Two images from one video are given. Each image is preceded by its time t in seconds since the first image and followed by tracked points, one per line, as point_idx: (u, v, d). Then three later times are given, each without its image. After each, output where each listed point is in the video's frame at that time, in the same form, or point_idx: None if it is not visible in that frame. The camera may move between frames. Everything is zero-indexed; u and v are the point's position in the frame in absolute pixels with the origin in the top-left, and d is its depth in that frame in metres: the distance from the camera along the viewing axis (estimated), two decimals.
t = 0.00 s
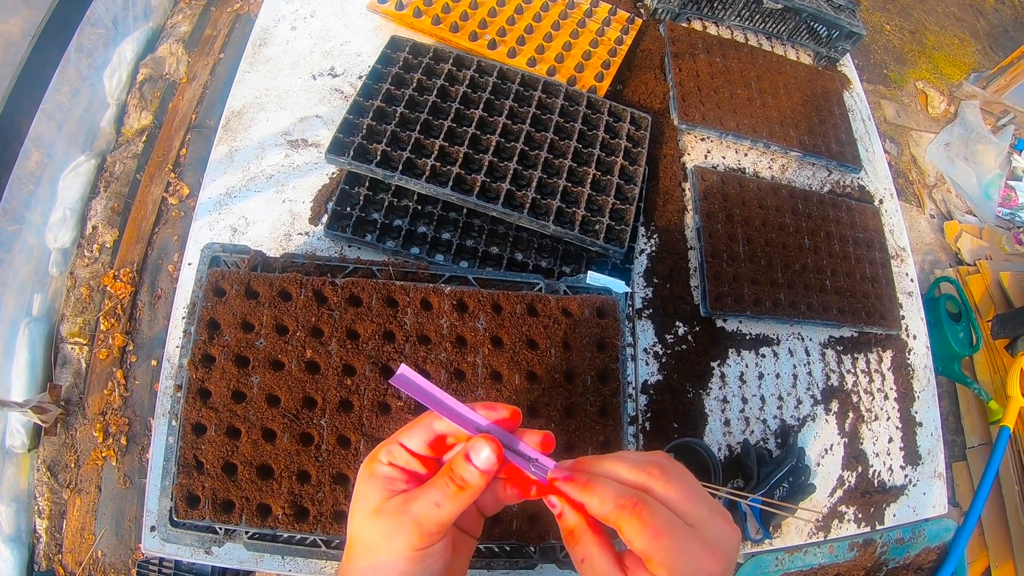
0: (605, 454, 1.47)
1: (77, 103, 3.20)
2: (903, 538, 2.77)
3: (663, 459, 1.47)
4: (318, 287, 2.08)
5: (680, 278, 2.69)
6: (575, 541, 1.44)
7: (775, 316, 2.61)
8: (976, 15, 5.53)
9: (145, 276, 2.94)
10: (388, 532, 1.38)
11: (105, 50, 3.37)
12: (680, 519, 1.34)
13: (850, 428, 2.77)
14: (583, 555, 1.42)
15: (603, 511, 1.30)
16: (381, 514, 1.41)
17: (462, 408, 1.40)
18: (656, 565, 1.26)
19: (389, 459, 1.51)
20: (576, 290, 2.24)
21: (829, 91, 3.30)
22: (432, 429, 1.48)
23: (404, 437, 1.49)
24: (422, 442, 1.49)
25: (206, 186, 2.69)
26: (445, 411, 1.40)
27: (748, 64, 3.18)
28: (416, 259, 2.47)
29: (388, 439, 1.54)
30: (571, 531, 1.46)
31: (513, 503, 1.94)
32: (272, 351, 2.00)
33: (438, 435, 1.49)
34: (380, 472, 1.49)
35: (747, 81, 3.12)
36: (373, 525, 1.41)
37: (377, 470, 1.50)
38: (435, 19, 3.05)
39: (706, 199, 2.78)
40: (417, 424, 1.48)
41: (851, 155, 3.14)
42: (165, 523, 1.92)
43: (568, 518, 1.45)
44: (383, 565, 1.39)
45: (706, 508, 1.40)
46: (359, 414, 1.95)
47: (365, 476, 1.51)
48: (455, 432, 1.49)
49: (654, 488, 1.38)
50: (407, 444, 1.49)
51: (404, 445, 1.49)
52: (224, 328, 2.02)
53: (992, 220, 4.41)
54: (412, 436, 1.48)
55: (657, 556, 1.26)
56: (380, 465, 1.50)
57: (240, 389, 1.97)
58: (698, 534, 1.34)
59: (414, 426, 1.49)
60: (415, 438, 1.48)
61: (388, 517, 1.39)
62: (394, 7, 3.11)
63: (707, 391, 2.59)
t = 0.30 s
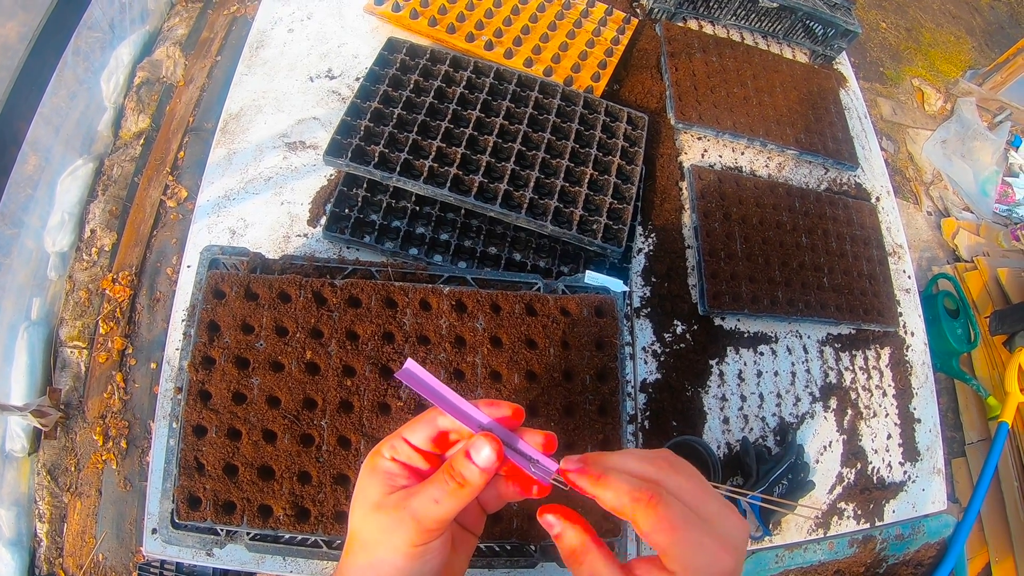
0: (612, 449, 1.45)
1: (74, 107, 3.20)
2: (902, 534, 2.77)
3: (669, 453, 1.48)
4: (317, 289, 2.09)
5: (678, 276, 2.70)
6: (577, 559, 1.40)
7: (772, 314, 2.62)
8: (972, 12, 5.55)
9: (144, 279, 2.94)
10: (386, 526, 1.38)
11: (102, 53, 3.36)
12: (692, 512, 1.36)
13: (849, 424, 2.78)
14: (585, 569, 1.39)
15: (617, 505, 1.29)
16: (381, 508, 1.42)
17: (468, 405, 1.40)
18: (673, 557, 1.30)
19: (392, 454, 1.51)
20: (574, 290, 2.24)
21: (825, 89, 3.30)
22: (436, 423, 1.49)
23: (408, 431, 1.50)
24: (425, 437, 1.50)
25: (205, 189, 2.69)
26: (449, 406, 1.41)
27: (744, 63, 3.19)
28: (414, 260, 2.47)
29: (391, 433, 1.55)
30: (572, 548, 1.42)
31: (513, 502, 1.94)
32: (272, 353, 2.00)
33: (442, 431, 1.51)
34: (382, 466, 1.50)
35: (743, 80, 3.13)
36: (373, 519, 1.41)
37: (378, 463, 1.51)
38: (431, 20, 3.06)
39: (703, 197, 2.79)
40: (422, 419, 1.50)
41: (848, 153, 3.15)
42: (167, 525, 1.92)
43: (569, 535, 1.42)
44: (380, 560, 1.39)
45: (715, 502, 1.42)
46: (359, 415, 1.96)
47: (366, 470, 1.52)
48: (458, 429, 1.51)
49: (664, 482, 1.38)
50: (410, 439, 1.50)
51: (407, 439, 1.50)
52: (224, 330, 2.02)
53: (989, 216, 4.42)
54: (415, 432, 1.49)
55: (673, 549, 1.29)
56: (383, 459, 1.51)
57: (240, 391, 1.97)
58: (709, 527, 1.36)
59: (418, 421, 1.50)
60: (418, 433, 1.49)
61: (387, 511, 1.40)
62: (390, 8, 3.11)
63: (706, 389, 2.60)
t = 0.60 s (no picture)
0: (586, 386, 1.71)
1: (70, 111, 3.20)
2: (900, 530, 2.80)
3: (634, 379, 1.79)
4: (312, 290, 2.09)
5: (673, 275, 2.70)
6: (617, 468, 1.33)
7: (768, 312, 2.62)
8: (966, 9, 5.56)
9: (141, 282, 2.95)
10: (378, 537, 1.39)
11: (97, 57, 3.36)
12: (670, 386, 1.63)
13: (846, 422, 2.78)
14: (624, 478, 1.34)
15: (609, 386, 1.57)
16: (378, 516, 1.43)
17: (485, 438, 1.38)
18: (668, 415, 1.52)
19: (400, 465, 1.51)
20: (568, 289, 2.25)
21: (819, 86, 3.31)
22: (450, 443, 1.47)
23: (420, 446, 1.48)
24: (438, 456, 1.48)
25: (200, 192, 2.70)
26: (466, 434, 1.38)
27: (737, 62, 3.20)
28: (409, 261, 2.47)
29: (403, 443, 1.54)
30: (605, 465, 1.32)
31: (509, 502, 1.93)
32: (267, 354, 2.00)
33: (454, 453, 1.49)
34: (389, 474, 1.50)
35: (737, 78, 3.13)
36: (368, 525, 1.43)
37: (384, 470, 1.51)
38: (424, 22, 3.06)
39: (698, 196, 2.79)
40: (437, 438, 1.47)
41: (842, 150, 3.15)
42: (164, 527, 1.93)
43: (601, 446, 1.29)
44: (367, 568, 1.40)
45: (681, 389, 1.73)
46: (354, 415, 1.96)
47: (373, 475, 1.52)
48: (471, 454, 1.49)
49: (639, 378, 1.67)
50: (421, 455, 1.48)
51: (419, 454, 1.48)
52: (219, 333, 2.02)
53: (986, 212, 4.43)
54: (428, 449, 1.47)
55: (668, 408, 1.53)
56: (391, 467, 1.51)
57: (236, 393, 1.98)
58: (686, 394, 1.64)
59: (434, 438, 1.47)
60: (429, 449, 1.48)
61: (383, 522, 1.41)
62: (384, 10, 3.12)
63: (702, 387, 2.60)
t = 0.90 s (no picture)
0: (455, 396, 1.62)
1: (66, 119, 3.19)
2: (903, 525, 2.78)
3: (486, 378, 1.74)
4: (306, 294, 2.09)
5: (669, 272, 2.70)
6: (534, 423, 1.29)
7: (766, 308, 2.61)
8: (961, 1, 5.55)
9: (139, 289, 2.94)
10: (355, 550, 1.36)
11: (92, 65, 3.35)
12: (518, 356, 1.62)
13: (846, 417, 2.77)
14: (545, 430, 1.30)
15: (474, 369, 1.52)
16: (360, 529, 1.40)
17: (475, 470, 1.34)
18: (537, 372, 1.52)
19: (393, 483, 1.47)
20: (564, 288, 2.24)
21: (814, 81, 3.30)
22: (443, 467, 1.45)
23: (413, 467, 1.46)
24: (430, 479, 1.45)
25: (195, 197, 2.69)
26: (458, 462, 1.34)
27: (731, 58, 3.19)
28: (404, 263, 2.46)
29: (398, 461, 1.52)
30: (523, 427, 1.28)
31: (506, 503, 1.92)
32: (262, 358, 2.00)
33: (447, 479, 1.46)
34: (379, 490, 1.46)
35: (731, 74, 3.12)
36: (349, 536, 1.40)
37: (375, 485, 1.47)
38: (417, 23, 3.06)
39: (694, 193, 2.78)
40: (431, 462, 1.43)
41: (838, 145, 3.14)
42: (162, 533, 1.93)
43: (514, 413, 1.28)
44: None
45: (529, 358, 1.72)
46: (350, 419, 1.96)
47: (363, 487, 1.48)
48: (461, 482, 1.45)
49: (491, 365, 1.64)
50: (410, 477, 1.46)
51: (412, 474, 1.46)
52: (214, 338, 2.02)
53: (984, 204, 4.42)
54: (422, 472, 1.43)
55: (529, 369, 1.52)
56: (383, 484, 1.47)
57: (231, 398, 1.97)
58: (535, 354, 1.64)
59: (429, 461, 1.43)
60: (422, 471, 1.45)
61: (365, 535, 1.38)
62: (376, 13, 3.12)
63: (701, 384, 2.59)
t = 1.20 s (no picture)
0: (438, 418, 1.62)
1: (67, 123, 3.19)
2: (910, 522, 2.77)
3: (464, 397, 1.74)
4: (311, 297, 2.08)
5: (674, 271, 2.69)
6: (524, 439, 1.31)
7: (771, 306, 2.60)
8: None
9: (142, 293, 2.94)
10: (353, 560, 1.34)
11: (93, 69, 3.35)
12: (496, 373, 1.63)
13: (853, 414, 2.76)
14: (535, 443, 1.32)
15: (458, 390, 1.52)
16: (360, 539, 1.39)
17: (477, 486, 1.32)
18: (517, 387, 1.54)
19: (395, 494, 1.47)
20: (569, 288, 2.23)
21: (817, 77, 3.29)
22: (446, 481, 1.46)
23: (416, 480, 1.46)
24: (434, 494, 1.45)
25: (197, 201, 2.69)
26: (459, 476, 1.32)
27: (733, 55, 3.18)
28: (409, 265, 2.46)
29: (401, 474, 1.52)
30: (514, 444, 1.30)
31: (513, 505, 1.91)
32: (267, 362, 2.00)
33: (450, 494, 1.46)
34: (382, 500, 1.46)
35: (734, 71, 3.11)
36: (348, 545, 1.39)
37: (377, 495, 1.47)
38: (418, 24, 3.05)
39: (698, 191, 2.77)
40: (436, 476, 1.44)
41: (842, 141, 3.13)
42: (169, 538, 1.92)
43: (505, 432, 1.29)
44: None
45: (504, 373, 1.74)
46: (356, 422, 1.96)
47: (366, 497, 1.48)
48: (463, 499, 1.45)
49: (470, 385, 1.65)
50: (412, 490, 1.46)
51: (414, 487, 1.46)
52: (219, 342, 2.02)
53: (988, 199, 4.40)
54: (426, 485, 1.44)
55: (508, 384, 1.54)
56: (386, 494, 1.47)
57: (237, 402, 1.97)
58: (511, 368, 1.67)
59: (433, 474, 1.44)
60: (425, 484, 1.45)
61: (365, 545, 1.37)
62: (377, 13, 3.11)
63: (707, 383, 2.58)
